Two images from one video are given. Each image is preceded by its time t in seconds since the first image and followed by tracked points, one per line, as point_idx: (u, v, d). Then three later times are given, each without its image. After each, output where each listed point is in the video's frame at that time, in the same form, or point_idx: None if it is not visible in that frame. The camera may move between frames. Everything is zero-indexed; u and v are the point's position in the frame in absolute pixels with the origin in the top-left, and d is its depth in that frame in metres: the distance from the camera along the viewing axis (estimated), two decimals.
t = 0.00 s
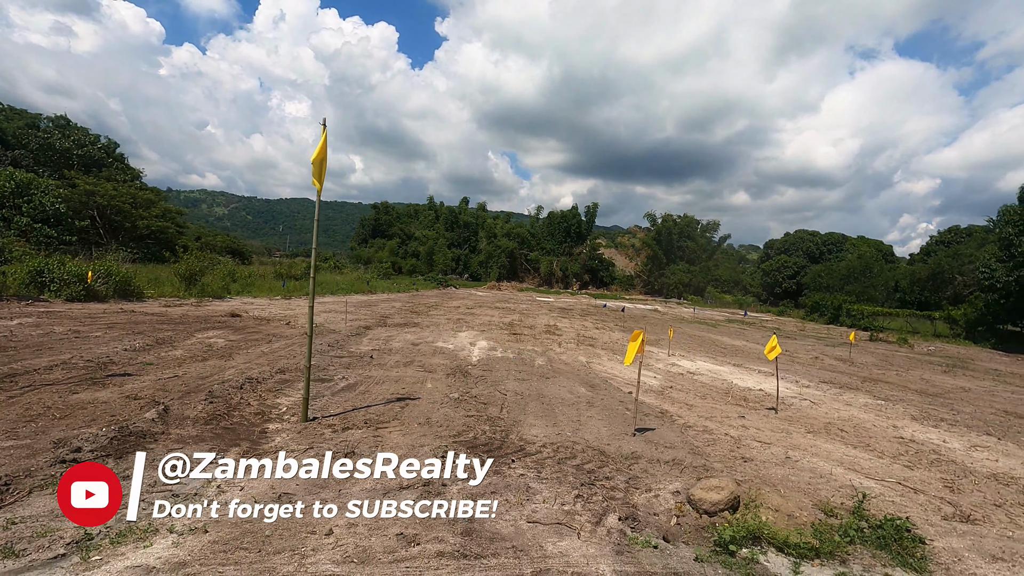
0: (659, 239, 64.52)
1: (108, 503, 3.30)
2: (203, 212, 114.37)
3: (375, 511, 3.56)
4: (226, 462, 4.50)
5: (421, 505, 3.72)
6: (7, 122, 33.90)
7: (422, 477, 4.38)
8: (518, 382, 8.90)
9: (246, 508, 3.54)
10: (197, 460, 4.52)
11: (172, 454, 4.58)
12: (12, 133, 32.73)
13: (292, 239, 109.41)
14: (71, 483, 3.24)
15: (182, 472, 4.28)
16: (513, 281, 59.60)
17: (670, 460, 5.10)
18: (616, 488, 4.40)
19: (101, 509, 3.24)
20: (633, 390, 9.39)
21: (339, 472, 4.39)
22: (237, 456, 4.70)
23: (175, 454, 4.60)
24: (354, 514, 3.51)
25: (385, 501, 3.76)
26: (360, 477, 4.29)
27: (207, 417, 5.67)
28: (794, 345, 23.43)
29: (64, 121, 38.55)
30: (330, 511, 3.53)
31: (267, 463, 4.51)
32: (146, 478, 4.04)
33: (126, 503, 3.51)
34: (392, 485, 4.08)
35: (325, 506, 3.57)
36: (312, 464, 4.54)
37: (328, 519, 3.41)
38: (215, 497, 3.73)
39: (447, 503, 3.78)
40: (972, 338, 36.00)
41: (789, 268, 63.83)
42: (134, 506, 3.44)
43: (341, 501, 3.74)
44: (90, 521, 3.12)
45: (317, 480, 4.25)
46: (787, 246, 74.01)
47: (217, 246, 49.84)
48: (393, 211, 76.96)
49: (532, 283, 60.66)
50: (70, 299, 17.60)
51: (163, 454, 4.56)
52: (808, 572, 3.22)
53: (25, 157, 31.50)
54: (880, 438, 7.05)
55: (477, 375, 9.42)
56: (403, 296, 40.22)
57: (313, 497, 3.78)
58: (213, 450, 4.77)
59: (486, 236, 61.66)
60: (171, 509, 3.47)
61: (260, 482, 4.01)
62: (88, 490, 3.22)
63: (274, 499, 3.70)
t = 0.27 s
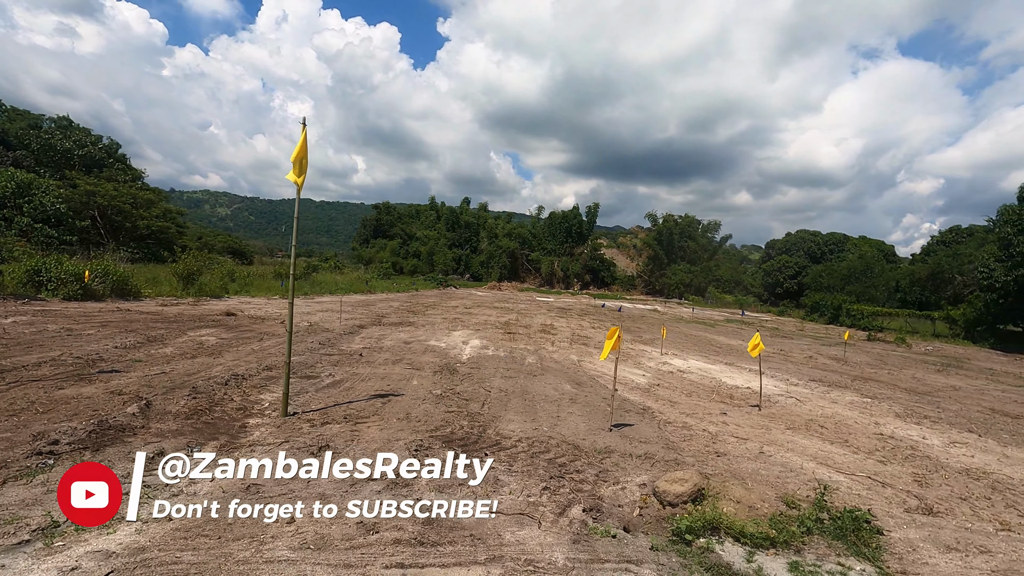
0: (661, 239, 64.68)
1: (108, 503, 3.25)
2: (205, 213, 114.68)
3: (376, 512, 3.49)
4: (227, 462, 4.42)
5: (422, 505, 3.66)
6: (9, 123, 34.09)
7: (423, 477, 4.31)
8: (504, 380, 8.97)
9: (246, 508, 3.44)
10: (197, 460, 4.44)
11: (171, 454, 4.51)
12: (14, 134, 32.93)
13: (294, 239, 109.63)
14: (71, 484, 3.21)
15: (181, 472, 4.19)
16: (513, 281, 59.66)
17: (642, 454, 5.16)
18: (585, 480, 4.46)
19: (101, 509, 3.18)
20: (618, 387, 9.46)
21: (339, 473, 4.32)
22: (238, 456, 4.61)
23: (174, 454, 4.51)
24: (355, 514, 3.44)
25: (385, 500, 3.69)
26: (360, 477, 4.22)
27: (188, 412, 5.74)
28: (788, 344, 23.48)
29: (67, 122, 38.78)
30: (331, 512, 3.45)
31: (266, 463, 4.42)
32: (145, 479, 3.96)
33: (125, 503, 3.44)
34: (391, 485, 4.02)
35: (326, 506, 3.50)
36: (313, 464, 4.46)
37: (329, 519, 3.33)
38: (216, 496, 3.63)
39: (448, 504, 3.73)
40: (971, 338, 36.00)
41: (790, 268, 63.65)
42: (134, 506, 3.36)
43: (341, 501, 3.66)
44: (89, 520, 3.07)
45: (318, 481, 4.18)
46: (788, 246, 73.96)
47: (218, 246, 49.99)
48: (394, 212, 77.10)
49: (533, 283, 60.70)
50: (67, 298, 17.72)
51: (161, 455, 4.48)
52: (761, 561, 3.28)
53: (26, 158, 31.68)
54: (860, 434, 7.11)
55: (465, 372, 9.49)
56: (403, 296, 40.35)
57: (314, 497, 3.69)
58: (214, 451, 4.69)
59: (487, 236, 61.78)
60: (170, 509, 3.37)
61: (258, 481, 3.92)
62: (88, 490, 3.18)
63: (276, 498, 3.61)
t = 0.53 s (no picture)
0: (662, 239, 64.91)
1: (108, 502, 3.29)
2: (208, 213, 115.00)
3: (375, 512, 3.51)
4: (226, 462, 4.42)
5: (422, 506, 3.70)
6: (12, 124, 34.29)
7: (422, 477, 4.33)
8: (490, 378, 9.07)
9: (246, 508, 3.44)
10: (197, 460, 4.45)
11: (172, 455, 4.52)
12: (17, 135, 33.16)
13: (297, 239, 109.84)
14: (71, 484, 3.26)
15: (181, 472, 4.20)
16: (515, 282, 59.75)
17: (616, 451, 5.24)
18: (555, 475, 4.55)
19: (101, 508, 3.22)
20: (605, 386, 9.54)
21: (339, 472, 4.32)
22: (237, 456, 4.61)
23: (175, 454, 4.53)
24: (354, 514, 3.45)
25: (385, 500, 3.72)
26: (360, 477, 4.22)
27: (173, 409, 5.85)
28: (784, 345, 23.51)
29: (69, 122, 39.01)
30: (330, 512, 3.46)
31: (267, 463, 4.43)
32: (144, 479, 3.97)
33: (125, 501, 3.45)
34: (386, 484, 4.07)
35: (326, 506, 3.50)
36: (312, 464, 4.47)
37: (329, 519, 3.34)
38: (216, 496, 3.62)
39: (448, 503, 3.77)
40: (970, 339, 36.00)
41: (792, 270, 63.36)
42: (134, 505, 3.37)
43: (341, 501, 3.67)
44: (90, 519, 3.11)
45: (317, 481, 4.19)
46: (789, 246, 73.90)
47: (219, 247, 50.17)
48: (396, 212, 77.24)
49: (535, 283, 60.71)
50: (65, 298, 17.88)
51: (161, 456, 4.50)
52: (716, 553, 3.36)
53: (28, 158, 31.87)
54: (841, 432, 7.19)
55: (453, 371, 9.58)
56: (403, 296, 40.50)
57: (313, 496, 3.70)
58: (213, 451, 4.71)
59: (489, 236, 61.85)
60: (171, 509, 3.37)
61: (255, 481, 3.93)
62: (89, 489, 3.23)
63: (275, 498, 3.61)
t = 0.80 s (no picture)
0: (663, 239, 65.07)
1: (108, 503, 3.26)
2: (209, 214, 115.26)
3: (375, 512, 3.54)
4: (226, 462, 4.40)
5: (422, 505, 3.74)
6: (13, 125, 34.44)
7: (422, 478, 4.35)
8: (478, 377, 9.13)
9: (246, 508, 3.45)
10: (197, 460, 4.44)
11: (171, 455, 4.52)
12: (18, 136, 33.36)
13: (298, 240, 109.95)
14: (71, 485, 3.23)
15: (181, 473, 4.18)
16: (515, 283, 59.82)
17: (592, 448, 5.30)
18: (529, 473, 4.61)
19: (100, 509, 3.19)
20: (593, 385, 9.59)
21: (339, 472, 4.33)
22: (237, 456, 4.61)
23: (174, 454, 4.53)
24: (355, 514, 3.48)
25: (385, 501, 3.75)
26: (360, 477, 4.25)
27: (157, 407, 5.93)
28: (780, 345, 23.52)
29: (70, 123, 39.20)
30: (330, 512, 3.48)
31: (266, 463, 4.42)
32: (144, 480, 3.95)
33: (125, 503, 3.42)
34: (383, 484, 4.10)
35: (326, 506, 3.52)
36: (312, 464, 4.48)
37: (328, 519, 3.36)
38: (214, 496, 3.63)
39: (448, 504, 3.80)
40: (969, 339, 35.93)
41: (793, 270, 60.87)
42: (134, 505, 3.36)
43: (342, 501, 3.69)
44: (91, 520, 3.08)
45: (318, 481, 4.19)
46: (790, 247, 73.86)
47: (219, 248, 50.25)
48: (397, 213, 77.38)
49: (535, 284, 60.73)
50: (62, 298, 17.99)
51: (161, 456, 4.50)
52: (678, 547, 3.42)
53: (29, 159, 32.04)
54: (823, 431, 7.25)
55: (442, 371, 9.62)
56: (402, 296, 40.58)
57: (313, 497, 3.72)
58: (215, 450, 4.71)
59: (490, 237, 61.95)
60: (170, 509, 3.36)
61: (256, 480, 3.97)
62: (88, 489, 3.22)
63: (275, 499, 3.63)
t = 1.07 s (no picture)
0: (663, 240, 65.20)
1: (108, 503, 3.09)
2: (210, 215, 115.43)
3: (376, 512, 3.53)
4: (227, 462, 4.33)
5: (422, 506, 3.72)
6: (13, 125, 34.51)
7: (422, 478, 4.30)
8: (464, 376, 9.16)
9: (246, 508, 3.44)
10: (197, 460, 4.37)
11: (172, 455, 4.44)
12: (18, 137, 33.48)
13: (299, 241, 109.99)
14: (71, 485, 3.03)
15: (181, 472, 4.12)
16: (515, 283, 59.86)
17: (567, 444, 5.33)
18: (501, 467, 4.65)
19: (101, 511, 3.03)
20: (579, 383, 9.62)
21: (339, 472, 4.29)
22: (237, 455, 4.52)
23: (175, 454, 4.45)
24: (355, 514, 3.47)
25: (385, 500, 3.75)
26: (360, 477, 4.20)
27: (137, 404, 5.96)
28: (774, 344, 23.53)
29: (71, 124, 39.34)
30: (330, 512, 3.47)
31: (266, 463, 4.35)
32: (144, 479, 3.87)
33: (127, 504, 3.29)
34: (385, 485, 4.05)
35: (326, 506, 3.51)
36: (312, 463, 4.41)
37: (328, 519, 3.36)
38: (213, 496, 3.60)
39: (449, 504, 3.79)
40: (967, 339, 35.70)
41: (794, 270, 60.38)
42: (134, 506, 3.24)
43: (340, 502, 3.69)
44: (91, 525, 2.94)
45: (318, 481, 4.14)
46: (790, 247, 73.82)
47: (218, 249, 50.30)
48: (397, 213, 77.47)
49: (535, 285, 60.72)
50: (57, 298, 18.01)
51: (162, 456, 4.42)
52: (636, 539, 3.46)
53: (28, 160, 32.14)
54: (804, 428, 7.28)
55: (429, 369, 9.64)
56: (400, 296, 40.63)
57: (309, 496, 3.72)
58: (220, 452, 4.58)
59: (490, 238, 62.02)
60: (170, 509, 3.29)
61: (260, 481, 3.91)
62: (89, 491, 3.01)
63: (273, 498, 3.62)
